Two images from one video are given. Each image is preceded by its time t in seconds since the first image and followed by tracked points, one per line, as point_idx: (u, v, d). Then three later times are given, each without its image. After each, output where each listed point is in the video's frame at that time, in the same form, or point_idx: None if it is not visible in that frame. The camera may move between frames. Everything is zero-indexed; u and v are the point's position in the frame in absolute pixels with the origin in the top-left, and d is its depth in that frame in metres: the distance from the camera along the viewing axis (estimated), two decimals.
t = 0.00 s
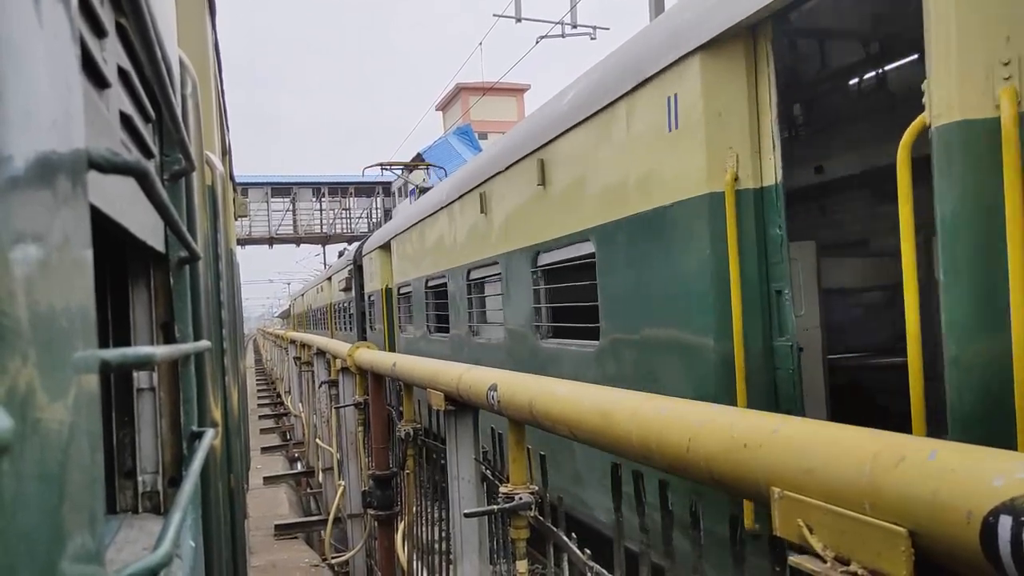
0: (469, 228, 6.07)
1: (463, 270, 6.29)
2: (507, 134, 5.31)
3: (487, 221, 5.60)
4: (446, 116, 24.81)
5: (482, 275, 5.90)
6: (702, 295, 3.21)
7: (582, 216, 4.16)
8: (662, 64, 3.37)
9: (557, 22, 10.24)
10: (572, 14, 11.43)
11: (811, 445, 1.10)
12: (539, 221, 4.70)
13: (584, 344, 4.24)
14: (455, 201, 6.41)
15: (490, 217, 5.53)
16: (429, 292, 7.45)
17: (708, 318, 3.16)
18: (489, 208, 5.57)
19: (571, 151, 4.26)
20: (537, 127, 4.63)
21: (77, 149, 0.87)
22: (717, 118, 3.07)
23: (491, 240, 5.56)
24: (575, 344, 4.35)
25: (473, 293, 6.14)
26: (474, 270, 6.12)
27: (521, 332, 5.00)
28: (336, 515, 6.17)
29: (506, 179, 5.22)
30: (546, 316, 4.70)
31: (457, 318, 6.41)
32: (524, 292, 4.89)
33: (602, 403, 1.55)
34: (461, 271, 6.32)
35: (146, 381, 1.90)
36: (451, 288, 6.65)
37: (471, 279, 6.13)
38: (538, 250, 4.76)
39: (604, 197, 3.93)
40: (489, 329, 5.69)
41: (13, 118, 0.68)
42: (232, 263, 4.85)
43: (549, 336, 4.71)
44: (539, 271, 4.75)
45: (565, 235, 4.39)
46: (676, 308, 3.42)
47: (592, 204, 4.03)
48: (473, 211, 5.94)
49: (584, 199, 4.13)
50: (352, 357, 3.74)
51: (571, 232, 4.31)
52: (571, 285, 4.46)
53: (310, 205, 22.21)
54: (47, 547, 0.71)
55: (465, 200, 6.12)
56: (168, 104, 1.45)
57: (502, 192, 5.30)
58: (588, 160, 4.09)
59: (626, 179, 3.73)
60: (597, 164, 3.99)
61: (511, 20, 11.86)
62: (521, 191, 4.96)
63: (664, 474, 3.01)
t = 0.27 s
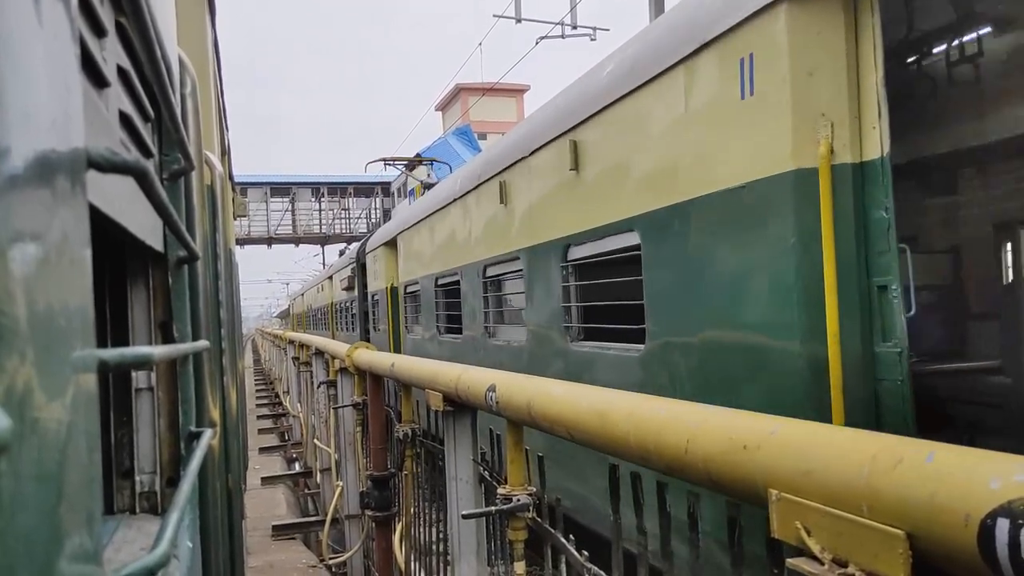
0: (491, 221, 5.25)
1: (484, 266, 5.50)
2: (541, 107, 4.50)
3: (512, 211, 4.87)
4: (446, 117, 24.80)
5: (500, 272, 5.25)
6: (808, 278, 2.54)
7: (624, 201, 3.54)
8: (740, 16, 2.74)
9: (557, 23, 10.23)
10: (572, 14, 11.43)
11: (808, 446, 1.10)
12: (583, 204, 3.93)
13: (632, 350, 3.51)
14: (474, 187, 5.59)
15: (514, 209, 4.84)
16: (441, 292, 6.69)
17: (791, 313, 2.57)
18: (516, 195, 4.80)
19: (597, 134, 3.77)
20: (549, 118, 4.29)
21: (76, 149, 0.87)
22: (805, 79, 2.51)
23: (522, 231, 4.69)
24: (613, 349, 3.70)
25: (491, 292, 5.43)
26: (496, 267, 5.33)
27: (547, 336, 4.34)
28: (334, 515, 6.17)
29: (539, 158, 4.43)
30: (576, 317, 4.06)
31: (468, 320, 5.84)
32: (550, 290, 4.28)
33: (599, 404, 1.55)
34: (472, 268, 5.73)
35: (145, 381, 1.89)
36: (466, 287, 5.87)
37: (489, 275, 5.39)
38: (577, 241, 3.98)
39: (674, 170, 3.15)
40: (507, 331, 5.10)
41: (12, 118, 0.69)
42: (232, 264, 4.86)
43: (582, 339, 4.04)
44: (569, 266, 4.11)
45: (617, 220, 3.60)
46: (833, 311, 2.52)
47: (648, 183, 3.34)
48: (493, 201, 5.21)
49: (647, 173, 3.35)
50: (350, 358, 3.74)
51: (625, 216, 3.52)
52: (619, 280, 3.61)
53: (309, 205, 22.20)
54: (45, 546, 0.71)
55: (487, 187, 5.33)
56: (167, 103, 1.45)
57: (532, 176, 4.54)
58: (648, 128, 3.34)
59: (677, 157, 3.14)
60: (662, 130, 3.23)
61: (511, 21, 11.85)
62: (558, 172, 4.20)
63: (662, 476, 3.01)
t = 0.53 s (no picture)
0: (509, 215, 4.85)
1: (499, 264, 5.08)
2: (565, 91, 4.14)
3: (534, 204, 4.48)
4: (444, 119, 24.81)
5: (516, 270, 4.90)
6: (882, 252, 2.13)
7: (669, 188, 3.14)
8: None
9: (556, 23, 10.24)
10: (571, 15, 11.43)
11: (809, 448, 1.10)
12: (619, 193, 3.53)
13: (681, 355, 3.12)
14: (489, 180, 5.19)
15: (538, 201, 4.43)
16: (449, 292, 6.27)
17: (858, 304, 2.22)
18: (539, 187, 4.40)
19: (636, 116, 3.38)
20: (575, 103, 3.91)
21: (75, 153, 0.87)
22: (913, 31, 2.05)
23: (547, 225, 4.30)
24: (656, 354, 3.30)
25: (508, 291, 5.03)
26: (513, 265, 4.92)
27: (576, 339, 3.96)
28: (335, 518, 6.17)
29: (566, 146, 4.05)
30: (609, 318, 3.70)
31: (484, 322, 5.36)
32: (579, 289, 3.89)
33: (599, 406, 1.55)
34: (494, 266, 5.17)
35: (144, 384, 1.89)
36: (478, 286, 5.47)
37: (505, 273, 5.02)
38: (611, 234, 3.60)
39: (732, 148, 2.76)
40: (528, 333, 4.72)
41: (12, 122, 0.69)
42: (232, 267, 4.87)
43: (616, 342, 3.69)
44: (600, 261, 3.74)
45: (661, 208, 3.21)
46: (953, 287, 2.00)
47: (699, 165, 2.94)
48: (512, 192, 4.79)
49: (697, 155, 2.95)
50: (350, 361, 3.74)
51: (672, 203, 3.13)
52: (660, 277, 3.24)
53: (308, 208, 22.20)
54: (44, 551, 0.71)
55: (505, 180, 4.92)
56: (165, 108, 1.45)
57: (558, 166, 4.16)
58: (698, 103, 2.94)
59: (736, 134, 2.73)
60: (715, 105, 2.84)
61: (510, 23, 11.87)
62: (587, 160, 3.82)
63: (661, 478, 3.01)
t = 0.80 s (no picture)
0: (524, 208, 4.44)
1: (514, 260, 4.61)
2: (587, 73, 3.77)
3: (552, 195, 4.08)
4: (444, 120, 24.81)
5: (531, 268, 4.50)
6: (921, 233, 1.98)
7: (721, 172, 2.76)
8: None
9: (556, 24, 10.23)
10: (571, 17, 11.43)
11: (809, 449, 1.10)
12: (655, 180, 3.14)
13: (734, 361, 2.77)
14: (501, 172, 4.78)
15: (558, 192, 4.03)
16: (459, 290, 5.79)
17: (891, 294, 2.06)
18: (559, 176, 3.99)
19: (675, 93, 3.00)
20: (599, 85, 3.54)
21: (75, 153, 0.87)
22: None
23: (567, 218, 3.90)
24: (699, 358, 2.96)
25: (524, 290, 4.56)
26: (529, 261, 4.47)
27: (604, 342, 3.58)
28: (334, 519, 6.17)
29: (588, 133, 3.67)
30: (642, 319, 3.34)
31: (496, 323, 4.93)
32: (608, 288, 3.49)
33: (600, 407, 1.54)
34: (511, 262, 4.64)
35: (143, 385, 1.89)
36: (489, 284, 5.03)
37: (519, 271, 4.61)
38: (641, 226, 3.25)
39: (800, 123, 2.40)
40: (546, 336, 4.30)
41: (12, 123, 0.69)
42: (231, 269, 4.87)
43: (649, 345, 3.35)
44: (631, 256, 3.37)
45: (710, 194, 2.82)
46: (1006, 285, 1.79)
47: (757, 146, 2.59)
48: (529, 183, 4.37)
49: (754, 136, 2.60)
50: (349, 362, 3.74)
51: (724, 188, 2.74)
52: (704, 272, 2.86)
53: (308, 209, 22.20)
54: (44, 552, 0.71)
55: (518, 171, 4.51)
56: (165, 108, 1.45)
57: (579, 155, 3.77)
58: (755, 76, 2.58)
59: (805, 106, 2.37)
60: (776, 76, 2.48)
61: (509, 25, 11.88)
62: (616, 145, 3.43)
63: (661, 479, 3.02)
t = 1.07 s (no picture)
0: (537, 201, 4.16)
1: (526, 256, 4.31)
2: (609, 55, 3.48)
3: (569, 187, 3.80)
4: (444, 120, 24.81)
5: (546, 264, 4.18)
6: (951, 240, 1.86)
7: (768, 156, 2.47)
8: None
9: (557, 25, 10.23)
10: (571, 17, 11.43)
11: (809, 449, 1.10)
12: (688, 168, 2.86)
13: (781, 365, 2.48)
14: (512, 164, 4.50)
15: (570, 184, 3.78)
16: (465, 288, 5.64)
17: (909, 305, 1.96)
18: (577, 167, 3.70)
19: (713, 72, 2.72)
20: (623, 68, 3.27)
21: (74, 153, 0.87)
22: None
23: (586, 212, 3.62)
24: (740, 360, 2.67)
25: (538, 287, 4.25)
26: (544, 257, 4.18)
27: (629, 342, 3.29)
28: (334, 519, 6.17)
29: (611, 118, 3.38)
30: (673, 318, 3.06)
31: (507, 321, 4.64)
32: (633, 286, 3.21)
33: (599, 407, 1.54)
34: (523, 258, 4.34)
35: (143, 384, 1.89)
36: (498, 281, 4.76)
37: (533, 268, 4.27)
38: (673, 218, 2.96)
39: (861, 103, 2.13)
40: (563, 336, 4.01)
41: (12, 121, 0.69)
42: (231, 269, 4.87)
43: (679, 346, 3.07)
44: (661, 250, 3.07)
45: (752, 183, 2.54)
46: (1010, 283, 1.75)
47: (811, 126, 2.30)
48: (542, 176, 4.08)
49: (806, 115, 2.32)
50: (348, 362, 3.74)
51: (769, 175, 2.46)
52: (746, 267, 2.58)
53: (308, 209, 22.19)
54: (43, 552, 0.71)
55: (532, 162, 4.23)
56: (165, 107, 1.45)
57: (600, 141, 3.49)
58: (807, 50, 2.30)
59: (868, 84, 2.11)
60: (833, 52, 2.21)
61: (509, 24, 11.88)
62: (643, 132, 3.15)
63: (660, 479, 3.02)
